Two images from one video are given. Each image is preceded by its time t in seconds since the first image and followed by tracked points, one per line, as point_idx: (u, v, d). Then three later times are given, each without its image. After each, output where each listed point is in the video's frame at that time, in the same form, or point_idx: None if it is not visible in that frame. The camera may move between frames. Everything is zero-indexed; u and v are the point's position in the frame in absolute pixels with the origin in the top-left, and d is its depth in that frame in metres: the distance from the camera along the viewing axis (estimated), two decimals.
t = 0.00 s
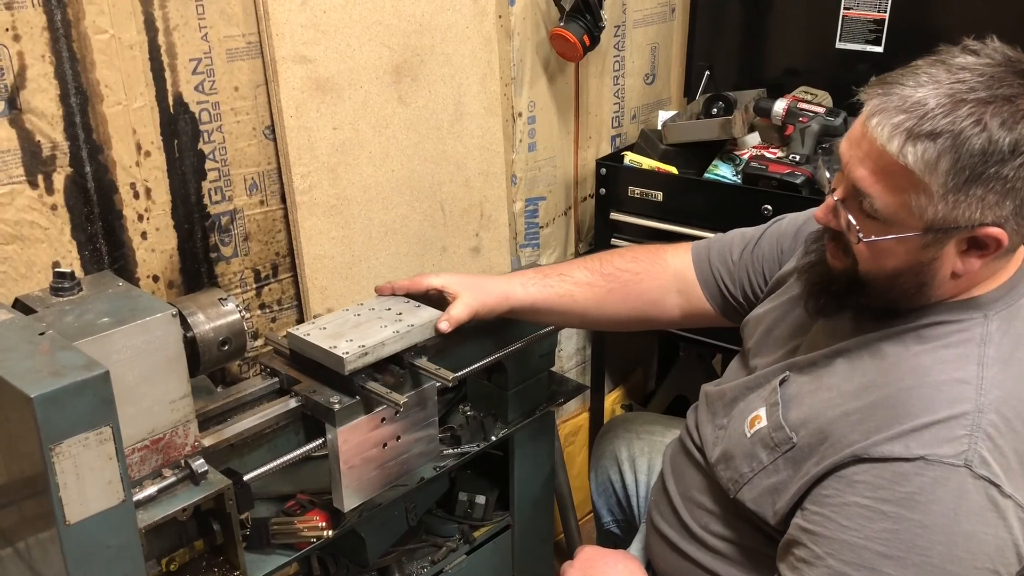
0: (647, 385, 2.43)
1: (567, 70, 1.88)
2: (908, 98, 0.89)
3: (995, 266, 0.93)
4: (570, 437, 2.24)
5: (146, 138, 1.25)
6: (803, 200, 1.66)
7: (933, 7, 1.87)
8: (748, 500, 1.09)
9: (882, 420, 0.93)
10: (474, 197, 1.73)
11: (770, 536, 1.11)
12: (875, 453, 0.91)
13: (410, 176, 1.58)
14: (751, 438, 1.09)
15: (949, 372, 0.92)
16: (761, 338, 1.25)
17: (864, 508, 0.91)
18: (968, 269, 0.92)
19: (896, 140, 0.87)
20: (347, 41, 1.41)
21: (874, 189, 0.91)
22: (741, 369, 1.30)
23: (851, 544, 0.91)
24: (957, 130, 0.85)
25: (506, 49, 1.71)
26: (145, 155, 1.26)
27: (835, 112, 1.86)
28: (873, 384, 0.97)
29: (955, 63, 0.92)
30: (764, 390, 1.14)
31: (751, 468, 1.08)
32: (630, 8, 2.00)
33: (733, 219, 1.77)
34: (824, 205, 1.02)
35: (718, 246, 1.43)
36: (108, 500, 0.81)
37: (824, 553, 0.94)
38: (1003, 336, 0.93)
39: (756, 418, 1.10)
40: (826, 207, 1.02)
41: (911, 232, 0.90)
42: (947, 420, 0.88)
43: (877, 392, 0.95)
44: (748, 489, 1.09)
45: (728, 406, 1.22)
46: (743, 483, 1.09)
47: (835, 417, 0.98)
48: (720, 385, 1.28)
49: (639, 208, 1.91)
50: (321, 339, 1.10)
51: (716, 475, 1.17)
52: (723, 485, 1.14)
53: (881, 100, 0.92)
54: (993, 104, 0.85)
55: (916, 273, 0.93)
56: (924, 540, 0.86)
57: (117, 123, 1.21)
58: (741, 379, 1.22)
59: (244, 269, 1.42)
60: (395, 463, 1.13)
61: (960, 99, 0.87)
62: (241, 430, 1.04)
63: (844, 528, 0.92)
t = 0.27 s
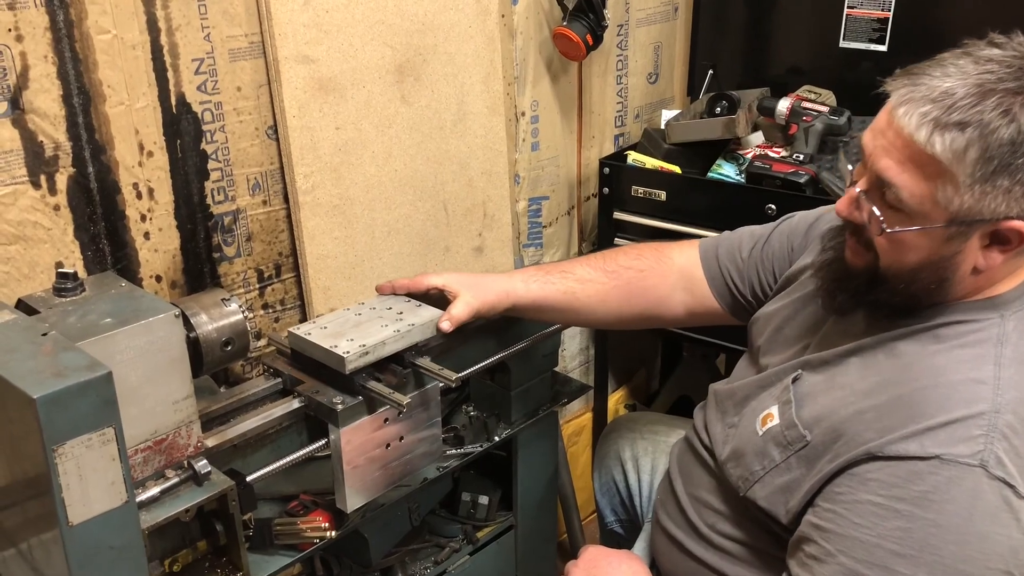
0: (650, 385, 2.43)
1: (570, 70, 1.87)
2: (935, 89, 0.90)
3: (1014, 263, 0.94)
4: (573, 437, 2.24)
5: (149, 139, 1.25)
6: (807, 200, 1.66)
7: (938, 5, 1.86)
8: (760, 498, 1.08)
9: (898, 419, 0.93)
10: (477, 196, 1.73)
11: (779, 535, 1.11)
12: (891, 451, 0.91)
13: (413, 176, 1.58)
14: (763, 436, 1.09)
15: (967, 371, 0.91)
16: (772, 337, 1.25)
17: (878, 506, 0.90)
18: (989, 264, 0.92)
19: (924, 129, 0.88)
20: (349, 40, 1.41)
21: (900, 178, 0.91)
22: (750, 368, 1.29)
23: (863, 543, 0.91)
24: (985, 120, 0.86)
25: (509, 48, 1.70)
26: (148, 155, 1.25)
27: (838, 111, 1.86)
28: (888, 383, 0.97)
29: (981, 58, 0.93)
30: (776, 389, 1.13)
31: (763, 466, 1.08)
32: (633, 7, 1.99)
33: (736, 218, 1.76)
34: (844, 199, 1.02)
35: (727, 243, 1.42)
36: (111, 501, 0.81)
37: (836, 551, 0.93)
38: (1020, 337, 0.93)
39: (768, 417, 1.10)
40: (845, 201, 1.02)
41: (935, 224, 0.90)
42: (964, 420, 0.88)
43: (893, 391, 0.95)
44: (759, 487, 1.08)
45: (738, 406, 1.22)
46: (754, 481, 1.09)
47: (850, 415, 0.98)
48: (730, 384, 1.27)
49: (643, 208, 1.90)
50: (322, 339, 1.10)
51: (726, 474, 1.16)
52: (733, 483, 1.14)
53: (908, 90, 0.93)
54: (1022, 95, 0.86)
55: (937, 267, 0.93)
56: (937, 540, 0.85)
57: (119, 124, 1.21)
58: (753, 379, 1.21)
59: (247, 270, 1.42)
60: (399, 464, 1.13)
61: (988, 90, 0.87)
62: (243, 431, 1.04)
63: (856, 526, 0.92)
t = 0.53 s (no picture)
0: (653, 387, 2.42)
1: (572, 71, 1.87)
2: (960, 79, 0.92)
3: None
4: (576, 438, 2.23)
5: (151, 141, 1.25)
6: (809, 201, 1.66)
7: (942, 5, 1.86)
8: (777, 494, 1.08)
9: (921, 413, 0.93)
10: (479, 198, 1.73)
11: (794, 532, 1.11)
12: (912, 445, 0.91)
13: (415, 178, 1.58)
14: (780, 432, 1.09)
15: (990, 367, 0.91)
16: (785, 337, 1.25)
17: (900, 500, 0.89)
18: (1012, 257, 0.93)
19: (951, 117, 0.89)
20: (351, 43, 1.41)
21: (928, 167, 0.92)
22: (761, 367, 1.29)
23: (884, 536, 0.90)
24: (1012, 108, 0.87)
25: (511, 50, 1.70)
26: (150, 158, 1.26)
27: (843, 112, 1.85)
28: (910, 379, 0.97)
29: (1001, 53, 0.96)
30: (793, 386, 1.13)
31: (780, 462, 1.08)
32: (635, 9, 1.99)
33: (738, 219, 1.76)
34: (865, 193, 1.03)
35: (743, 266, 1.41)
36: (113, 503, 0.81)
37: (855, 545, 0.93)
38: None
39: (785, 413, 1.10)
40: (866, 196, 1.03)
41: (961, 213, 0.92)
42: (987, 416, 0.88)
43: (914, 386, 0.95)
44: (776, 482, 1.08)
45: (751, 403, 1.21)
46: (771, 477, 1.09)
47: (871, 410, 0.98)
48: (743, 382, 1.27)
49: (645, 208, 1.90)
50: (325, 341, 1.10)
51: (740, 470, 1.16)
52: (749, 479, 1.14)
53: (931, 82, 0.95)
54: None
55: (960, 258, 0.94)
56: (960, 535, 0.84)
57: (122, 126, 1.21)
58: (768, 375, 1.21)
59: (249, 272, 1.42)
60: (400, 465, 1.13)
61: (1012, 80, 0.89)
62: (245, 432, 1.04)
63: (877, 520, 0.91)
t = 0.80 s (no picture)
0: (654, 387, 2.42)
1: (573, 71, 1.87)
2: (981, 69, 0.95)
3: None
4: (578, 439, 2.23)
5: (152, 142, 1.25)
6: (809, 201, 1.66)
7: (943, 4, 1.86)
8: (786, 481, 1.08)
9: (928, 399, 0.93)
10: (480, 198, 1.73)
11: (801, 523, 1.11)
12: (918, 431, 0.91)
13: (416, 178, 1.58)
14: (790, 420, 1.09)
15: (997, 355, 0.92)
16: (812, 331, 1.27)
17: (907, 486, 0.90)
18: None
19: (973, 103, 0.91)
20: (352, 43, 1.41)
21: (951, 153, 0.93)
22: (778, 362, 1.30)
23: (893, 522, 0.90)
24: None
25: (512, 50, 1.70)
26: (151, 159, 1.26)
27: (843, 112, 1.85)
28: (918, 366, 0.97)
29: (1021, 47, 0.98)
30: (804, 376, 1.14)
31: (790, 450, 1.08)
32: (636, 9, 1.99)
33: (739, 219, 1.76)
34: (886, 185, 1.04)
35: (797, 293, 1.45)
36: (115, 504, 0.81)
37: (865, 533, 0.93)
38: None
39: (795, 401, 1.10)
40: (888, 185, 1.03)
41: (983, 199, 0.92)
42: (991, 401, 0.88)
43: (921, 373, 0.96)
44: (785, 470, 1.08)
45: (765, 395, 1.22)
46: (780, 465, 1.09)
47: (880, 396, 0.99)
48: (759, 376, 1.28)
49: (646, 209, 1.90)
50: (326, 342, 1.10)
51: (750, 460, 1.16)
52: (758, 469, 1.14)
53: (952, 73, 0.98)
54: None
55: (982, 245, 0.95)
56: (968, 520, 0.84)
57: (123, 127, 1.21)
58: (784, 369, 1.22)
59: (251, 272, 1.42)
60: (400, 467, 1.13)
61: None
62: (247, 434, 1.04)
63: (885, 506, 0.91)
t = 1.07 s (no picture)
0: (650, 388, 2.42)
1: (569, 73, 1.88)
2: (997, 59, 0.99)
3: None
4: (574, 440, 2.24)
5: (149, 144, 1.26)
6: (803, 202, 1.67)
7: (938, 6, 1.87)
8: (789, 463, 1.09)
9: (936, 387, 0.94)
10: (476, 200, 1.73)
11: (804, 510, 1.12)
12: (925, 420, 0.91)
13: (412, 180, 1.59)
14: (800, 405, 1.10)
15: (1007, 347, 0.93)
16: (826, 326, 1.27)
17: (915, 475, 0.90)
18: None
19: (989, 88, 0.95)
20: (348, 46, 1.41)
21: (968, 136, 0.96)
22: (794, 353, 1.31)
23: (899, 511, 0.90)
24: None
25: (508, 52, 1.71)
26: (148, 161, 1.26)
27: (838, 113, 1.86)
28: (929, 354, 0.98)
29: None
30: (817, 364, 1.15)
31: (797, 434, 1.09)
32: (632, 11, 2.00)
33: (735, 221, 1.77)
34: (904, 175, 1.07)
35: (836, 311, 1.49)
36: (111, 506, 0.81)
37: (872, 522, 0.93)
38: None
39: (807, 386, 1.11)
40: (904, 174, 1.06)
41: (998, 182, 0.95)
42: (997, 392, 0.89)
43: (931, 362, 0.97)
44: (791, 453, 1.09)
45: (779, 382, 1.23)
46: (787, 448, 1.10)
47: (889, 382, 1.00)
48: (771, 368, 1.30)
49: (642, 210, 1.90)
50: (322, 343, 1.10)
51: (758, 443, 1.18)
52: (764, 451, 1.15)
53: (969, 64, 1.02)
54: None
55: (994, 232, 0.97)
56: (975, 509, 0.85)
57: (120, 129, 1.22)
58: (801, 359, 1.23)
59: (247, 274, 1.42)
60: (399, 467, 1.14)
61: None
62: (243, 435, 1.04)
63: (891, 494, 0.91)
